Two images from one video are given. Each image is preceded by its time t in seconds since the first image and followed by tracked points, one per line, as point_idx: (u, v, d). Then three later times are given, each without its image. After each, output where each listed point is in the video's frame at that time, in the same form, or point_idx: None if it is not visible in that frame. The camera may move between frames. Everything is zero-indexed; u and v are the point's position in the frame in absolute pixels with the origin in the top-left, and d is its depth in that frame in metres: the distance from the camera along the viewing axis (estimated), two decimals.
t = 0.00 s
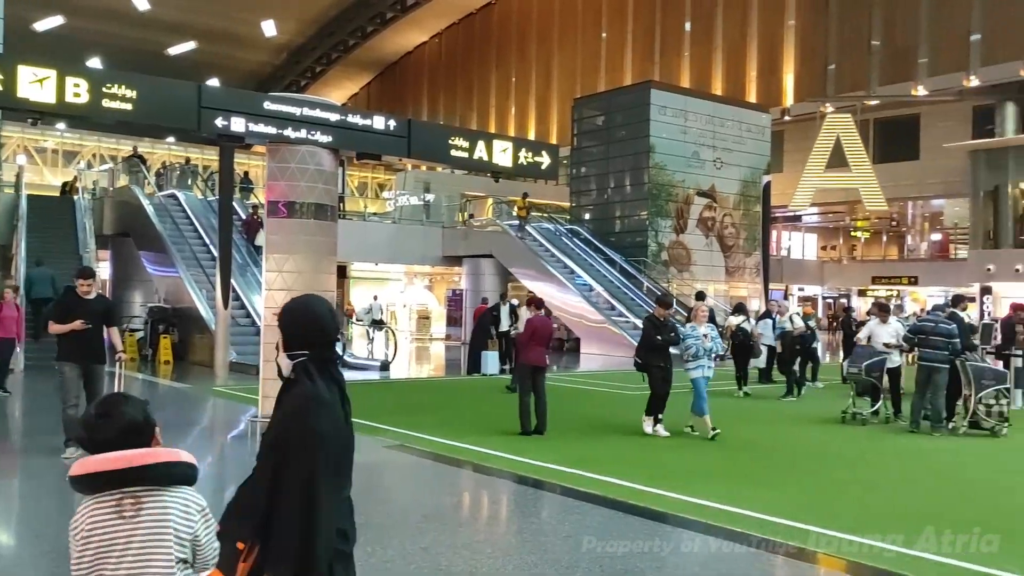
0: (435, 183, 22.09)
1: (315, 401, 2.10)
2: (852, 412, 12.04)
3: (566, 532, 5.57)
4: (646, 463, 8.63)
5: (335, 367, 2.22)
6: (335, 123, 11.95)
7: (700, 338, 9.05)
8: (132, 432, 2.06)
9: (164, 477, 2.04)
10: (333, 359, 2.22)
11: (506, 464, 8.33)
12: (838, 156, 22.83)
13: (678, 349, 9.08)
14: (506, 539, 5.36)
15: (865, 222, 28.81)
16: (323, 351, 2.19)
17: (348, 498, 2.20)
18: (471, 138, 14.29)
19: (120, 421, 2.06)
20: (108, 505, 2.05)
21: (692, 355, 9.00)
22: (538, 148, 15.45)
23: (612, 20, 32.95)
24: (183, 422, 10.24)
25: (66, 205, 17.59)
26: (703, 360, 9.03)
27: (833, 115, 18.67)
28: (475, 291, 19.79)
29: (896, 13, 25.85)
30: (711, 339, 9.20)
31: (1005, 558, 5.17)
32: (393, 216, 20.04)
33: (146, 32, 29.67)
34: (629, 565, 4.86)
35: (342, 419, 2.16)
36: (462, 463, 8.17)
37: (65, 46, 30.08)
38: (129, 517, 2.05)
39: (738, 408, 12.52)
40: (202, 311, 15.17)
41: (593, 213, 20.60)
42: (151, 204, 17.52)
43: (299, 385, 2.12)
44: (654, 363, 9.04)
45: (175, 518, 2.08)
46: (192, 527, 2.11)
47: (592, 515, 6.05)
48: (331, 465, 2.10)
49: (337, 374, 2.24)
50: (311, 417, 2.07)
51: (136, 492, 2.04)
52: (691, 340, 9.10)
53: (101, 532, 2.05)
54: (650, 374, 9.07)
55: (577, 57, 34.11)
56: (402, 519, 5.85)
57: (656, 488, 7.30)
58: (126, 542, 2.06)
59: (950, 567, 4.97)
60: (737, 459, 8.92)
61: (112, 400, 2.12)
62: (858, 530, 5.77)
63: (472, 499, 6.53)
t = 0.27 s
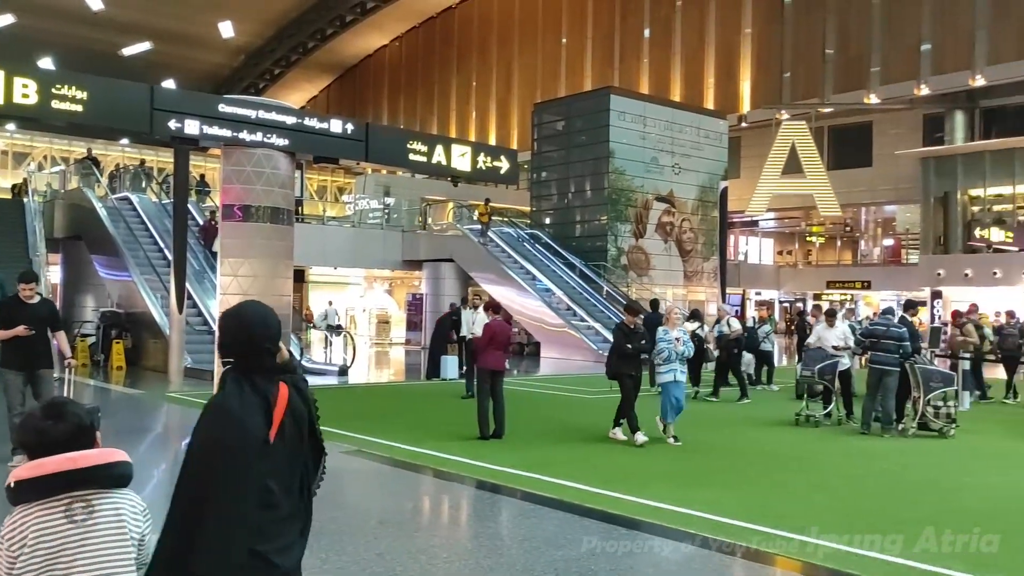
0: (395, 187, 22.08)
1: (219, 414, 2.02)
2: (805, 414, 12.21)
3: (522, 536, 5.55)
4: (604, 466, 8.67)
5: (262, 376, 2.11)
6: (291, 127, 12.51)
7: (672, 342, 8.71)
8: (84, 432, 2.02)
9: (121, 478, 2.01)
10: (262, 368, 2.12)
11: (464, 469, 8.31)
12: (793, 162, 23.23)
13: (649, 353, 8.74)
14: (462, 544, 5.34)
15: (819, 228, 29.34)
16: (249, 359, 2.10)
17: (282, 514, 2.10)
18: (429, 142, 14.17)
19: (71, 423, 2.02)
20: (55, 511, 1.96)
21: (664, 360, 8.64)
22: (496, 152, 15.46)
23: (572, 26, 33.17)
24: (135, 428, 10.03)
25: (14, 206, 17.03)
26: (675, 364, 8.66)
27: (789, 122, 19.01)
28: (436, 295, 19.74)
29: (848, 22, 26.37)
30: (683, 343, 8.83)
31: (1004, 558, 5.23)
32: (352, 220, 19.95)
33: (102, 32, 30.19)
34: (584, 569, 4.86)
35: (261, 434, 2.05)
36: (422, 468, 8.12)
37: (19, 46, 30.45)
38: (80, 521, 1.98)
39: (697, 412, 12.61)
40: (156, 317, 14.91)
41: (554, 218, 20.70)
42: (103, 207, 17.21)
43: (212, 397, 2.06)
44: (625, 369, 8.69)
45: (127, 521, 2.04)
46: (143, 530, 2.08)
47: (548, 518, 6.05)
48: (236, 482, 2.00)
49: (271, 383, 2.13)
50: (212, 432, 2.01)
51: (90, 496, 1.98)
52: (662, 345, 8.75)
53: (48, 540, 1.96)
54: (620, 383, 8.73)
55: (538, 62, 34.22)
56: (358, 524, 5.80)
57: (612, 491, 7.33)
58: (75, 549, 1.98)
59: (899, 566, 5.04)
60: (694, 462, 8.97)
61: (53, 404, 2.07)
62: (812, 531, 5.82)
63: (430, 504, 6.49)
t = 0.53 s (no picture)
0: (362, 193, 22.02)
1: (154, 423, 1.86)
2: (768, 419, 12.33)
3: (485, 542, 5.53)
4: (568, 472, 8.69)
5: (204, 385, 1.98)
6: (255, 133, 12.56)
7: (653, 349, 8.50)
8: (54, 436, 1.87)
9: (86, 485, 1.88)
10: (202, 378, 1.98)
11: (429, 477, 8.27)
12: (757, 170, 23.53)
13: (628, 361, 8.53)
14: (424, 551, 5.31)
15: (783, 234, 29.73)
16: (189, 367, 1.97)
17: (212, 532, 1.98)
18: (394, 148, 13.60)
19: (45, 425, 1.87)
20: (14, 516, 1.82)
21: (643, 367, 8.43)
22: (462, 158, 14.91)
23: (539, 33, 33.32)
24: (92, 436, 9.85)
25: None
26: (655, 371, 8.44)
27: (752, 130, 19.27)
28: (402, 301, 19.69)
29: (811, 33, 26.79)
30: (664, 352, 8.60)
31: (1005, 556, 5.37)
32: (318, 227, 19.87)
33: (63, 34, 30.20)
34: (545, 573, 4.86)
35: (200, 446, 1.90)
36: (387, 476, 8.06)
37: None
38: (40, 526, 1.84)
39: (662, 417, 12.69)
40: (116, 323, 14.69)
41: (521, 224, 20.74)
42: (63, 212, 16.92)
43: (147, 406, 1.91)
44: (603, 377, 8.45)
45: (90, 531, 1.91)
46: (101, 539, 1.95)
47: (513, 525, 6.03)
48: (171, 497, 1.83)
49: (216, 394, 2.00)
50: (145, 441, 1.84)
51: (52, 501, 1.85)
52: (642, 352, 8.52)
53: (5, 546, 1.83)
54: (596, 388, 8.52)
55: (505, 69, 34.33)
56: (321, 532, 5.74)
57: (576, 496, 7.34)
58: (30, 555, 1.85)
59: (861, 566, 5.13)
60: (660, 468, 9.00)
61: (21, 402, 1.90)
62: (772, 534, 5.87)
63: (394, 511, 6.45)
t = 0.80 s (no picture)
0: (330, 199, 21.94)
1: (102, 436, 1.86)
2: (733, 424, 12.43)
3: (451, 549, 5.51)
4: (535, 478, 8.70)
5: (155, 395, 1.95)
6: (220, 137, 12.48)
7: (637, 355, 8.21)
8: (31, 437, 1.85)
9: (55, 488, 1.82)
10: (156, 387, 1.96)
11: (394, 484, 8.23)
12: (724, 177, 23.79)
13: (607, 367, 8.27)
14: (389, 558, 5.28)
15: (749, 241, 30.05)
16: (142, 378, 1.95)
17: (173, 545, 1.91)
18: (361, 154, 13.35)
19: (18, 426, 1.83)
20: None
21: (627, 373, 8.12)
22: (430, 165, 14.61)
23: (508, 40, 33.42)
24: (51, 445, 9.68)
25: None
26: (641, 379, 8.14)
27: (719, 139, 19.50)
28: (370, 307, 19.60)
29: (776, 44, 27.14)
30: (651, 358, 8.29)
31: (1003, 555, 5.51)
32: (285, 233, 19.78)
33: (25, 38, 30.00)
34: None
35: (148, 459, 1.87)
36: (354, 484, 7.99)
37: None
38: (9, 530, 1.76)
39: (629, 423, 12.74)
40: (76, 330, 14.47)
41: (491, 231, 20.75)
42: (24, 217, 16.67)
43: (96, 419, 1.90)
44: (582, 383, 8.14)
45: (58, 539, 1.84)
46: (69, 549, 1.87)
47: (479, 531, 6.01)
48: (118, 512, 1.82)
49: (169, 404, 1.97)
50: (94, 455, 1.84)
51: (22, 504, 1.77)
52: (626, 359, 8.20)
53: None
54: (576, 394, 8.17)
55: (474, 76, 34.39)
56: (285, 540, 5.69)
57: (542, 502, 7.36)
58: None
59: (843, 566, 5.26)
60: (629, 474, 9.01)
61: None
62: (734, 538, 5.93)
63: (360, 518, 6.42)
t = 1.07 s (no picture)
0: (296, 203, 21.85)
1: (54, 448, 1.82)
2: (697, 429, 12.52)
3: (414, 555, 5.49)
4: (500, 483, 8.70)
5: (111, 406, 1.92)
6: (183, 142, 12.07)
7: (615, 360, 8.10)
8: None
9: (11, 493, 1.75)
10: (112, 399, 1.92)
11: (358, 491, 8.17)
12: (689, 184, 24.04)
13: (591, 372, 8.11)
14: (352, 564, 5.25)
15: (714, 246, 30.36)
16: (99, 389, 1.92)
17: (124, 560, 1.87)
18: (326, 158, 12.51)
19: None
20: None
21: (605, 379, 8.03)
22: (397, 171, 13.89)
23: (476, 45, 33.49)
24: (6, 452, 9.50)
25: None
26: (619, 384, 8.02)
27: (684, 145, 19.70)
28: (337, 312, 19.50)
29: (740, 52, 27.48)
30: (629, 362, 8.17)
31: (1003, 555, 5.61)
32: (251, 237, 19.68)
33: None
34: None
35: (99, 471, 1.83)
36: (317, 491, 7.91)
37: None
38: None
39: (595, 427, 12.79)
40: (34, 336, 14.23)
41: (458, 236, 20.74)
42: None
43: (48, 431, 1.86)
44: (567, 390, 7.97)
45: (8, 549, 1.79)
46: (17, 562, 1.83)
47: (444, 537, 5.99)
48: (66, 524, 1.79)
49: (127, 416, 1.93)
50: (46, 468, 1.80)
51: None
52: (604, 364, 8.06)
53: None
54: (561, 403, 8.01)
55: (442, 82, 34.41)
56: (246, 548, 5.63)
57: (506, 508, 7.36)
58: None
59: (838, 566, 5.32)
60: (597, 479, 9.03)
61: None
62: (694, 541, 5.99)
63: (323, 525, 6.38)
